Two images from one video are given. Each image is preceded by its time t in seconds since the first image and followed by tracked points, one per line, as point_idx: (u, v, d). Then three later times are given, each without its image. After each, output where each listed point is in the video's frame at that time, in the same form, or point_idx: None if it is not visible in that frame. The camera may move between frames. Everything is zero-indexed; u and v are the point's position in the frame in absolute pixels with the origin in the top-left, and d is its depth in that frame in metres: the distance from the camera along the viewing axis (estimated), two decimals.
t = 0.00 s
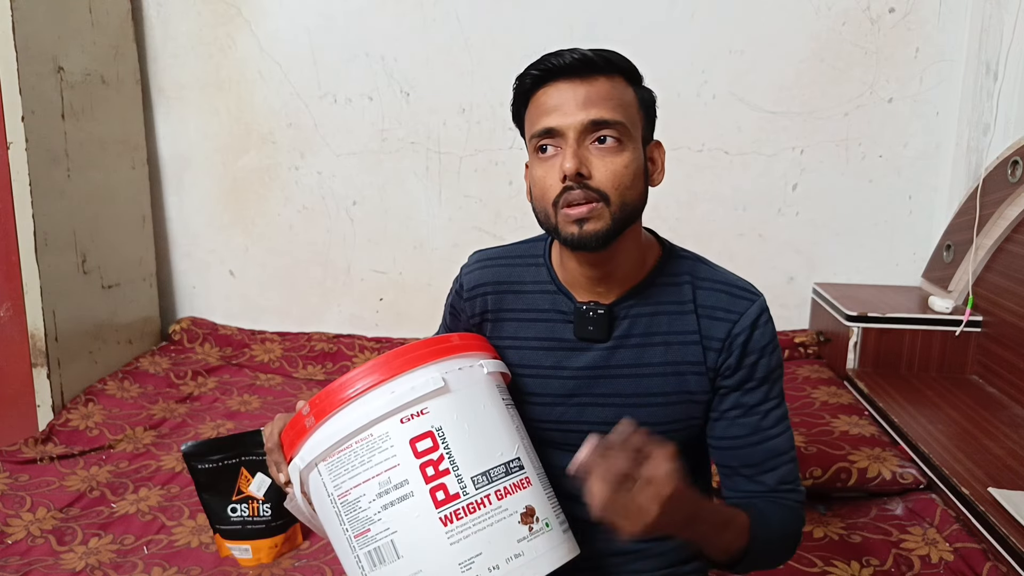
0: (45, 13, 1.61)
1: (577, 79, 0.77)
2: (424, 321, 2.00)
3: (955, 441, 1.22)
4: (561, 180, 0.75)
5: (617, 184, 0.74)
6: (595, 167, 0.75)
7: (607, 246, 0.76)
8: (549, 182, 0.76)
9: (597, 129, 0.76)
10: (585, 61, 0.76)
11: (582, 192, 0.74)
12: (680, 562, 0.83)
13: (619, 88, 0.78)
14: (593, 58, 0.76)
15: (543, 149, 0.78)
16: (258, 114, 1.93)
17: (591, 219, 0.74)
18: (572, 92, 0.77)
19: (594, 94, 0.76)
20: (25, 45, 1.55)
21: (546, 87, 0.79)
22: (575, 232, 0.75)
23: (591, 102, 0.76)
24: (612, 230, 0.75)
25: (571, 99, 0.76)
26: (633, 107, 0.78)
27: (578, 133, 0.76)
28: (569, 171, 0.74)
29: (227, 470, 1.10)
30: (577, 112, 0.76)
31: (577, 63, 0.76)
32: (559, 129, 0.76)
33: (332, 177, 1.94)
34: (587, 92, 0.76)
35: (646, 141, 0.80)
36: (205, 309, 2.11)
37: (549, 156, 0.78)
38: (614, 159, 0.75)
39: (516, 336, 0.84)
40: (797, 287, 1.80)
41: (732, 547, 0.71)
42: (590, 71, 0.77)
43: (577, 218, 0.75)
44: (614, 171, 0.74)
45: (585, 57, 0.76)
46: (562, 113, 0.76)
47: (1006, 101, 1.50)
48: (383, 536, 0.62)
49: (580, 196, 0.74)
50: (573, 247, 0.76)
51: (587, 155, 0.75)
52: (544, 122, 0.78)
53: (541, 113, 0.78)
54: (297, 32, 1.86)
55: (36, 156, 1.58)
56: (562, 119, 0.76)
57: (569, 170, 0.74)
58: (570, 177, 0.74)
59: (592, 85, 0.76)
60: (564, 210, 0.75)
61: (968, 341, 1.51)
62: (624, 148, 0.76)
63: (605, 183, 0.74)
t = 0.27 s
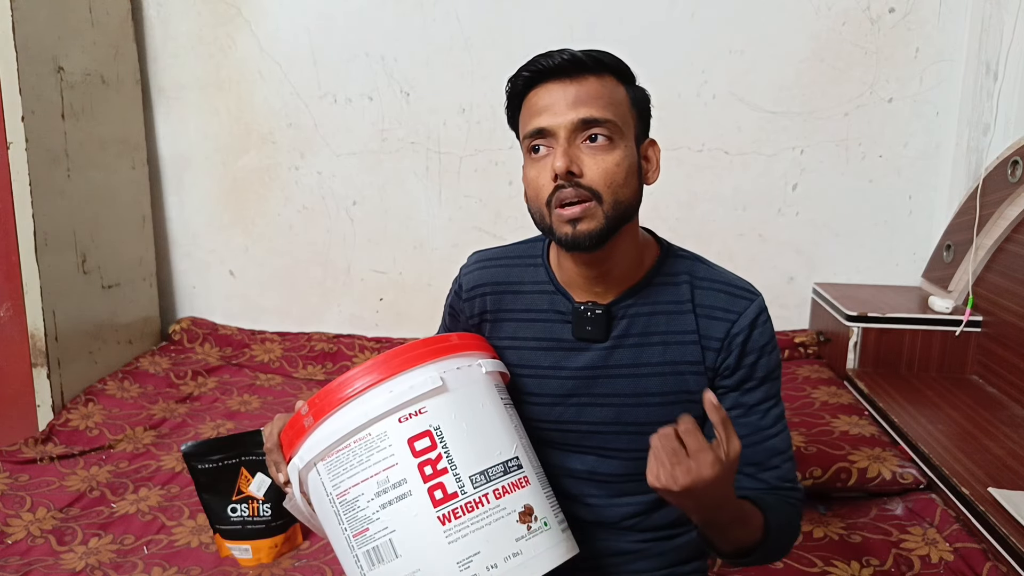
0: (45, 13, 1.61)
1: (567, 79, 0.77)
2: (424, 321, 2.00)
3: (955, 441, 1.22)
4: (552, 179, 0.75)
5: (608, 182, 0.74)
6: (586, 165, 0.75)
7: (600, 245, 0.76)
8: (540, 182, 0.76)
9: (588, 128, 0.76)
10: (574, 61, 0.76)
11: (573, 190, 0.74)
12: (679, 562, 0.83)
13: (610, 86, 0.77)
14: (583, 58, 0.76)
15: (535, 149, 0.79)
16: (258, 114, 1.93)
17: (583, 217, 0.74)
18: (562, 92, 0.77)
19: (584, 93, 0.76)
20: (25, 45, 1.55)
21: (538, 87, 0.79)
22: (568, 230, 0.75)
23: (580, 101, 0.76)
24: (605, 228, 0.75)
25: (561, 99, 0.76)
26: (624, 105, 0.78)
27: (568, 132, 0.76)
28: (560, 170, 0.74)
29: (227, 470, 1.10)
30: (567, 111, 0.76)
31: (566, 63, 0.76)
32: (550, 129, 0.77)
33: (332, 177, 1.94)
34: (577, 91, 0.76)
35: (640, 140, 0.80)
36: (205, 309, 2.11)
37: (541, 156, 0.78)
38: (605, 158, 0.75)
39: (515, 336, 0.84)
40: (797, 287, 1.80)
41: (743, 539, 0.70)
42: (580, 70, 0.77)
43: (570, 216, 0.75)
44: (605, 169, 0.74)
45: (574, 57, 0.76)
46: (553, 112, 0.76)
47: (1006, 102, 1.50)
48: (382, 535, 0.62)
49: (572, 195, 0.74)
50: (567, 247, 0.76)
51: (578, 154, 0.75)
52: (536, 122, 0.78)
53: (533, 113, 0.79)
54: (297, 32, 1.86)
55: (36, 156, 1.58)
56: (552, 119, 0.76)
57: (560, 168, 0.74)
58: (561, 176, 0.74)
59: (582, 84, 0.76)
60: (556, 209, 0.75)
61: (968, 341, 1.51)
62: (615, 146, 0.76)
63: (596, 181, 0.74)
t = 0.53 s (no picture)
0: (45, 12, 1.61)
1: (574, 75, 0.78)
2: (424, 321, 2.00)
3: (955, 441, 1.22)
4: (562, 171, 0.75)
5: (618, 175, 0.74)
6: (596, 158, 0.75)
7: (608, 239, 0.76)
8: (549, 175, 0.76)
9: (596, 123, 0.76)
10: (581, 59, 0.78)
11: (584, 182, 0.74)
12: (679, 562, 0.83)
13: (614, 86, 0.79)
14: (588, 55, 0.78)
15: (541, 143, 0.78)
16: (258, 114, 1.93)
17: (594, 209, 0.74)
18: (570, 87, 0.77)
19: (591, 90, 0.77)
20: (25, 45, 1.54)
21: (543, 84, 0.79)
22: (578, 222, 0.74)
23: (589, 97, 0.77)
24: (615, 221, 0.75)
25: (569, 94, 0.77)
26: (627, 104, 0.79)
27: (577, 126, 0.76)
28: (571, 162, 0.74)
29: (227, 471, 1.10)
30: (576, 106, 0.76)
31: (573, 59, 0.78)
32: (558, 124, 0.77)
33: (332, 177, 1.94)
34: (584, 87, 0.77)
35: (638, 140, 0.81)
36: (205, 309, 2.11)
37: (547, 151, 0.78)
38: (614, 152, 0.75)
39: (512, 337, 0.84)
40: (797, 287, 1.80)
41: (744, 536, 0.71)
42: (586, 68, 0.78)
43: (580, 208, 0.74)
44: (615, 163, 0.74)
45: (581, 53, 0.78)
46: (561, 107, 0.77)
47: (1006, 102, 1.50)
48: (381, 537, 0.62)
49: (583, 187, 0.74)
50: (574, 240, 0.75)
51: (587, 148, 0.75)
52: (542, 118, 0.78)
53: (538, 108, 0.79)
54: (297, 32, 1.86)
55: (36, 156, 1.58)
56: (560, 113, 0.77)
57: (571, 160, 0.74)
58: (573, 168, 0.74)
59: (589, 80, 0.77)
60: (566, 201, 0.75)
61: (968, 341, 1.51)
62: (623, 142, 0.76)
63: (607, 174, 0.74)
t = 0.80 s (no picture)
0: (45, 12, 1.61)
1: (586, 73, 0.78)
2: (424, 321, 2.00)
3: (955, 441, 1.22)
4: (574, 169, 0.75)
5: (629, 175, 0.75)
6: (608, 157, 0.75)
7: (616, 238, 0.76)
8: (560, 173, 0.76)
9: (607, 122, 0.76)
10: (593, 58, 0.78)
11: (596, 180, 0.74)
12: (679, 562, 0.83)
13: (624, 87, 0.79)
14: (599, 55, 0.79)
15: (551, 140, 0.78)
16: (258, 114, 1.93)
17: (605, 207, 0.74)
18: (582, 85, 0.77)
19: (604, 89, 0.77)
20: (25, 45, 1.55)
21: (553, 80, 0.79)
22: (589, 220, 0.74)
23: (601, 95, 0.77)
24: (625, 220, 0.75)
25: (582, 92, 0.77)
26: (634, 105, 0.80)
27: (589, 124, 0.76)
28: (584, 159, 0.74)
29: (227, 471, 1.10)
30: (589, 104, 0.76)
31: (586, 58, 0.78)
32: (570, 121, 0.77)
33: (332, 177, 1.94)
34: (597, 86, 0.77)
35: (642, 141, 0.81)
36: (205, 309, 2.11)
37: (557, 148, 0.78)
38: (626, 151, 0.75)
39: (513, 337, 0.84)
40: (798, 287, 1.80)
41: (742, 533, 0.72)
42: (597, 67, 0.79)
43: (591, 205, 0.74)
44: (627, 163, 0.75)
45: (593, 52, 0.78)
46: (573, 104, 0.77)
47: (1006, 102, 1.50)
48: (382, 536, 0.62)
49: (595, 185, 0.74)
50: (583, 237, 0.75)
51: (599, 147, 0.75)
52: (552, 115, 0.78)
53: (549, 105, 0.78)
54: (297, 32, 1.86)
55: (36, 156, 1.58)
56: (572, 111, 0.76)
57: (584, 158, 0.74)
58: (586, 165, 0.74)
59: (601, 79, 0.77)
60: (577, 198, 0.75)
61: (968, 341, 1.51)
62: (633, 141, 0.76)
63: (619, 173, 0.74)
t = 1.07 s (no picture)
0: (45, 12, 1.61)
1: (587, 74, 0.78)
2: (424, 322, 2.00)
3: (955, 441, 1.22)
4: (574, 170, 0.75)
5: (629, 177, 0.75)
6: (608, 159, 0.75)
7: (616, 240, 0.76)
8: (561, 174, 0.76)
9: (607, 123, 0.76)
10: (594, 59, 0.78)
11: (596, 182, 0.74)
12: (679, 561, 0.84)
13: (626, 88, 0.79)
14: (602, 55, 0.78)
15: (552, 142, 0.78)
16: (258, 114, 1.93)
17: (605, 209, 0.74)
18: (584, 86, 0.77)
19: (605, 90, 0.77)
20: (25, 45, 1.54)
21: (555, 81, 0.79)
22: (589, 222, 0.74)
23: (602, 97, 0.77)
24: (624, 222, 0.75)
25: (583, 93, 0.77)
26: (637, 106, 0.80)
27: (589, 125, 0.76)
28: (584, 161, 0.74)
29: (227, 470, 1.10)
30: (590, 106, 0.76)
31: (588, 58, 0.78)
32: (571, 122, 0.77)
33: (332, 177, 1.94)
34: (598, 87, 0.77)
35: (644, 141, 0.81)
36: (205, 309, 2.11)
37: (558, 149, 0.78)
38: (626, 153, 0.75)
39: (514, 336, 0.84)
40: (798, 287, 1.80)
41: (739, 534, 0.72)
42: (599, 68, 0.78)
43: (592, 207, 0.74)
44: (627, 165, 0.75)
45: (596, 52, 0.78)
46: (573, 105, 0.77)
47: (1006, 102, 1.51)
48: (382, 535, 0.62)
49: (595, 187, 0.74)
50: (583, 239, 0.76)
51: (599, 149, 0.75)
52: (553, 116, 0.78)
53: (550, 106, 0.78)
54: (297, 32, 1.86)
55: (35, 156, 1.58)
56: (573, 112, 0.76)
57: (584, 160, 0.74)
58: (586, 167, 0.74)
59: (602, 80, 0.77)
60: (577, 200, 0.75)
61: (968, 341, 1.51)
62: (634, 143, 0.76)
63: (618, 176, 0.74)
